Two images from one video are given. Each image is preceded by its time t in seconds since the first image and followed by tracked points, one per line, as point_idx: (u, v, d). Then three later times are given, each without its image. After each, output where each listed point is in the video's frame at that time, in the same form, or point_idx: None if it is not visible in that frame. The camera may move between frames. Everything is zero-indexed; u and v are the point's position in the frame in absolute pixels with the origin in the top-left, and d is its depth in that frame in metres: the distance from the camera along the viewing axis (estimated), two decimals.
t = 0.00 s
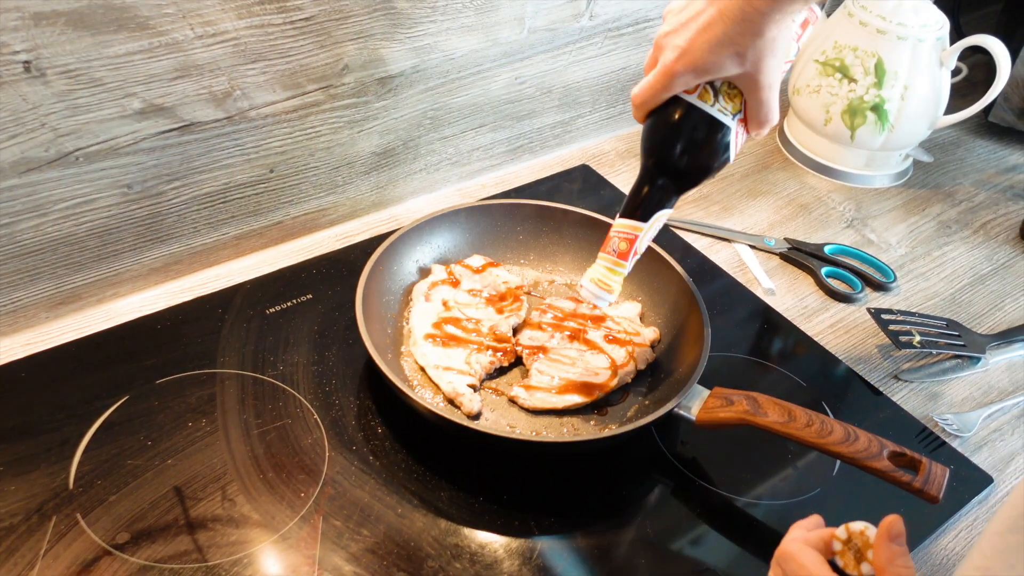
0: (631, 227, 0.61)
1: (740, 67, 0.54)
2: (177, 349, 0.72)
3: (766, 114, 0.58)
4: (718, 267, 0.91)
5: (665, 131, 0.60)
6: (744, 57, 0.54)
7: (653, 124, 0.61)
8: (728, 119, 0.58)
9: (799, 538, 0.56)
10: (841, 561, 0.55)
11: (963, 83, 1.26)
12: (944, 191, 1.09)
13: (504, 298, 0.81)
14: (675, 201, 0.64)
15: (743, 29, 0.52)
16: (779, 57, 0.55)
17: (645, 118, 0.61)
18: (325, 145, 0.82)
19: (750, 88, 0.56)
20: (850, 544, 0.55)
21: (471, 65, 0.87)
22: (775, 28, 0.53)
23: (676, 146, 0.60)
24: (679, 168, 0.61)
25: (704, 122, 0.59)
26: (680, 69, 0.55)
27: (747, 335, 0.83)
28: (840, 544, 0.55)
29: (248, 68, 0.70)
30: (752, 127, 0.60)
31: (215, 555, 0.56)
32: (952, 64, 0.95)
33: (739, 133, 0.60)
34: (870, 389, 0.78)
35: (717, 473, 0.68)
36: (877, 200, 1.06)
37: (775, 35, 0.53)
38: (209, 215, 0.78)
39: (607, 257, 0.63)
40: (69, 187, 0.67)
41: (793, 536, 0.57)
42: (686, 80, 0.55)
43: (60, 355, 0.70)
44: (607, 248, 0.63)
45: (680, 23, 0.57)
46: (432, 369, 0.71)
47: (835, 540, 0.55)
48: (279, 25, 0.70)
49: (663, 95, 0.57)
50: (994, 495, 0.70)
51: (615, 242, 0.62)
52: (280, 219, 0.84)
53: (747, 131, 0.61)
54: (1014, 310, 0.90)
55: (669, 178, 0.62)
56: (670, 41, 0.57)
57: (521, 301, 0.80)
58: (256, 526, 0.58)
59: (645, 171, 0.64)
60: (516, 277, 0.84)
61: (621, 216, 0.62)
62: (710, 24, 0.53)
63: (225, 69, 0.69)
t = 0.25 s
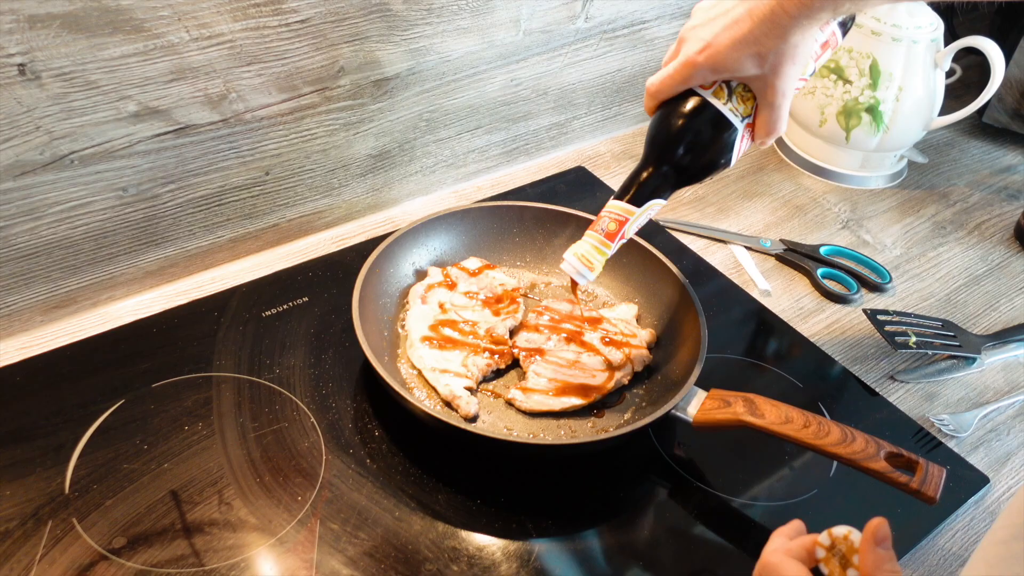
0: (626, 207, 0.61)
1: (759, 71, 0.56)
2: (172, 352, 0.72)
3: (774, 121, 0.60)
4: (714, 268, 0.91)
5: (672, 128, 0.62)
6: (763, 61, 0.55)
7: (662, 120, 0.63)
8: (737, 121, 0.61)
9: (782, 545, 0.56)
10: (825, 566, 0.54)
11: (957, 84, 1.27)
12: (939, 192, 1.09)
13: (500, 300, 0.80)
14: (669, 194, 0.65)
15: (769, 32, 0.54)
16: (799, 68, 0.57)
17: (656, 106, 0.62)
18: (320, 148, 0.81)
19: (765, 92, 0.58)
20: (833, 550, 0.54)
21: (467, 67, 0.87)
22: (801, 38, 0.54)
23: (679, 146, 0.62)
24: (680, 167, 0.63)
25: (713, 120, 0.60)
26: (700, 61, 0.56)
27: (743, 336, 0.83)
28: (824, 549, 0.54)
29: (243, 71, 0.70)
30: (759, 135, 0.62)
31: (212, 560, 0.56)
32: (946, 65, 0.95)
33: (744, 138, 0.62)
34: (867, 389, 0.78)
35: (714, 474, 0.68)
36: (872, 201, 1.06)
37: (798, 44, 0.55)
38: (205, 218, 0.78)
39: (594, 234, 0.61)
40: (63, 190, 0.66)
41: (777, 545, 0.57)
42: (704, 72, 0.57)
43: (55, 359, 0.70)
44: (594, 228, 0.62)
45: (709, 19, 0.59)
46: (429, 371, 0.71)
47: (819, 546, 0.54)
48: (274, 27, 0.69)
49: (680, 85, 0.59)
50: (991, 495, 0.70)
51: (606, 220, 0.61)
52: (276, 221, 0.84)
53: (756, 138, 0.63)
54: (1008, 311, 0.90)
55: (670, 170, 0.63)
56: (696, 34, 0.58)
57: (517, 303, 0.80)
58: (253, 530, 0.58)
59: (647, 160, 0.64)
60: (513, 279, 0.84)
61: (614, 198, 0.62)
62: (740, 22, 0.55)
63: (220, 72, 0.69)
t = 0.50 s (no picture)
0: (635, 243, 0.62)
1: (750, 92, 0.56)
2: (169, 355, 0.72)
3: (771, 139, 0.60)
4: (712, 273, 0.91)
5: (666, 154, 0.60)
6: (754, 83, 0.55)
7: (657, 146, 0.61)
8: (736, 141, 0.59)
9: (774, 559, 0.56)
10: None
11: (954, 89, 1.27)
12: (936, 197, 1.09)
13: (499, 304, 0.80)
14: (678, 220, 0.64)
15: (754, 54, 0.54)
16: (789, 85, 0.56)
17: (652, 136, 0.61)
18: (319, 151, 0.81)
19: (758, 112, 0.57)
20: (828, 565, 0.54)
21: (465, 71, 0.87)
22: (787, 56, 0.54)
23: (679, 170, 0.60)
24: (682, 191, 0.62)
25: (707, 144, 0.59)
26: (690, 89, 0.56)
27: (741, 341, 0.83)
28: (818, 565, 0.54)
29: (242, 73, 0.70)
30: (756, 151, 0.61)
31: (209, 564, 0.56)
32: (943, 70, 0.95)
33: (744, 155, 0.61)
34: (864, 395, 0.79)
35: (712, 479, 0.68)
36: (870, 206, 1.07)
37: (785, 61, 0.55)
38: (202, 221, 0.77)
39: (610, 272, 0.65)
40: (61, 193, 0.66)
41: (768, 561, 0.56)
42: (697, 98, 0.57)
43: (51, 362, 0.70)
44: (611, 263, 0.65)
45: (693, 45, 0.58)
46: (427, 375, 0.71)
47: (813, 562, 0.54)
48: (273, 30, 0.69)
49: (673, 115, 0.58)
50: (989, 501, 0.70)
51: (619, 258, 0.64)
52: (274, 224, 0.84)
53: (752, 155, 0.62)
54: (1005, 316, 0.91)
55: (673, 198, 0.62)
56: (682, 62, 0.58)
57: (516, 307, 0.80)
58: (250, 535, 0.58)
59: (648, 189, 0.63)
60: (511, 283, 0.84)
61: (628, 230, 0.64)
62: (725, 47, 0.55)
63: (219, 74, 0.69)
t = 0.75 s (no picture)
0: (553, 211, 0.61)
1: (687, 86, 0.56)
2: (169, 358, 0.72)
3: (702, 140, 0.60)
4: (713, 276, 0.91)
5: (602, 136, 0.61)
6: (690, 77, 0.55)
7: (592, 126, 0.62)
8: (666, 134, 0.60)
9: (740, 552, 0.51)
10: (778, 573, 0.49)
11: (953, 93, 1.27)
12: (936, 201, 1.10)
13: (500, 307, 0.80)
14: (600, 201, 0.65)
15: (697, 48, 0.54)
16: (725, 86, 0.56)
17: (590, 114, 0.62)
18: (320, 154, 0.81)
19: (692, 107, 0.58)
20: (784, 554, 0.49)
21: (466, 74, 0.87)
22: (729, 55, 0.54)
23: (611, 154, 0.62)
24: (610, 174, 0.63)
25: (645, 133, 0.60)
26: (630, 73, 0.57)
27: (742, 344, 0.83)
28: (775, 553, 0.49)
29: (244, 76, 0.70)
30: (687, 151, 0.61)
31: (210, 568, 0.56)
32: (943, 74, 0.96)
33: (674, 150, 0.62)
34: (865, 398, 0.79)
35: (714, 482, 0.68)
36: (870, 210, 1.07)
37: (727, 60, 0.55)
38: (203, 224, 0.77)
39: (521, 237, 0.62)
40: (62, 196, 0.66)
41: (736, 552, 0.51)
42: (633, 84, 0.57)
43: (52, 365, 0.70)
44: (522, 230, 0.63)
45: (644, 29, 0.59)
46: (428, 378, 0.71)
47: (769, 550, 0.49)
48: (275, 34, 0.69)
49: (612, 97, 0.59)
50: (990, 505, 0.70)
51: (532, 223, 0.62)
52: (274, 227, 0.84)
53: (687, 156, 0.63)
54: (1006, 319, 0.91)
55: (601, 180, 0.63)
56: (629, 45, 0.58)
57: (517, 310, 0.80)
58: (251, 538, 0.58)
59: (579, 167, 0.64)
60: (512, 286, 0.84)
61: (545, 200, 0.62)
62: (670, 37, 0.55)
63: (220, 77, 0.69)
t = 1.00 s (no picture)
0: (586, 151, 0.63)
1: (763, 115, 0.62)
2: (174, 359, 0.72)
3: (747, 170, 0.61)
4: (716, 279, 0.91)
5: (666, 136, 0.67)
6: (774, 95, 0.62)
7: (668, 118, 0.68)
8: (723, 151, 0.65)
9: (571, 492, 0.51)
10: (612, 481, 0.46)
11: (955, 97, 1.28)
12: (938, 204, 1.10)
13: (504, 309, 0.80)
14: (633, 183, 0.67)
15: (801, 87, 0.61)
16: (792, 138, 0.62)
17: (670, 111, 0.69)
18: (324, 156, 0.81)
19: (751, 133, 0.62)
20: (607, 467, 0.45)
21: (470, 76, 0.88)
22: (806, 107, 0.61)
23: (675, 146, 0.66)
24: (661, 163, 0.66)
25: (706, 146, 0.65)
26: (733, 84, 0.65)
27: (745, 347, 0.83)
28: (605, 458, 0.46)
29: (249, 78, 0.70)
30: (727, 185, 0.62)
31: (215, 568, 0.56)
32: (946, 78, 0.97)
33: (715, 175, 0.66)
34: (869, 401, 0.79)
35: (718, 485, 0.68)
36: (872, 213, 1.07)
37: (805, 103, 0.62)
38: (207, 226, 0.77)
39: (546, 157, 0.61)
40: (68, 197, 0.66)
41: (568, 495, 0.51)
42: (751, 87, 0.64)
43: (57, 366, 0.70)
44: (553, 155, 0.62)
45: (748, 67, 0.67)
46: (433, 380, 0.71)
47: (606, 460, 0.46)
48: (281, 36, 0.70)
49: (687, 106, 0.69)
50: (994, 507, 0.70)
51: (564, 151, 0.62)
52: (279, 229, 0.84)
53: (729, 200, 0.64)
54: (1008, 323, 0.91)
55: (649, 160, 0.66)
56: (739, 70, 0.66)
57: (521, 312, 0.80)
58: (256, 539, 0.58)
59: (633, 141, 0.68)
60: (516, 288, 0.84)
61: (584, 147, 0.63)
62: (786, 72, 0.63)
63: (226, 79, 0.69)
